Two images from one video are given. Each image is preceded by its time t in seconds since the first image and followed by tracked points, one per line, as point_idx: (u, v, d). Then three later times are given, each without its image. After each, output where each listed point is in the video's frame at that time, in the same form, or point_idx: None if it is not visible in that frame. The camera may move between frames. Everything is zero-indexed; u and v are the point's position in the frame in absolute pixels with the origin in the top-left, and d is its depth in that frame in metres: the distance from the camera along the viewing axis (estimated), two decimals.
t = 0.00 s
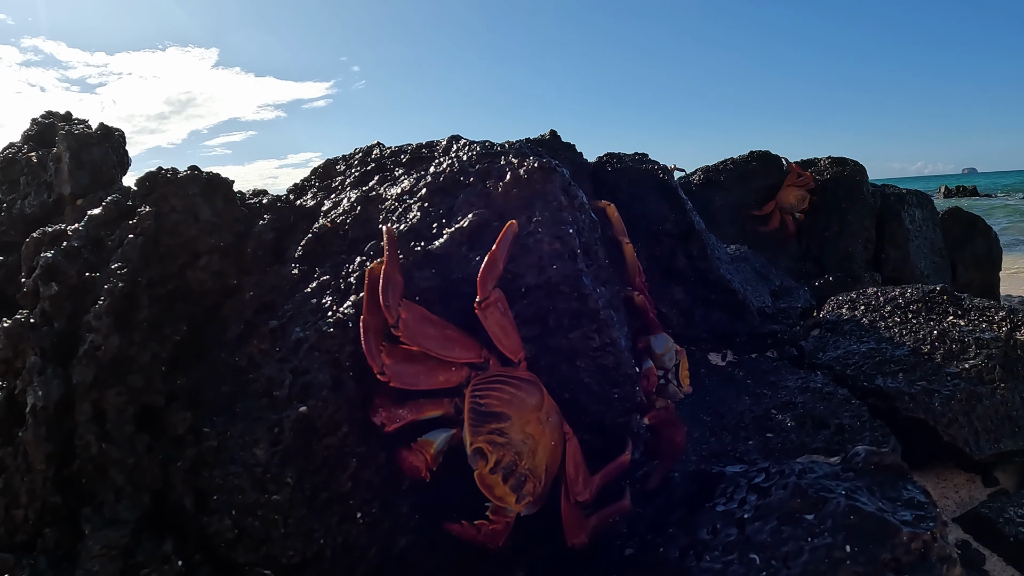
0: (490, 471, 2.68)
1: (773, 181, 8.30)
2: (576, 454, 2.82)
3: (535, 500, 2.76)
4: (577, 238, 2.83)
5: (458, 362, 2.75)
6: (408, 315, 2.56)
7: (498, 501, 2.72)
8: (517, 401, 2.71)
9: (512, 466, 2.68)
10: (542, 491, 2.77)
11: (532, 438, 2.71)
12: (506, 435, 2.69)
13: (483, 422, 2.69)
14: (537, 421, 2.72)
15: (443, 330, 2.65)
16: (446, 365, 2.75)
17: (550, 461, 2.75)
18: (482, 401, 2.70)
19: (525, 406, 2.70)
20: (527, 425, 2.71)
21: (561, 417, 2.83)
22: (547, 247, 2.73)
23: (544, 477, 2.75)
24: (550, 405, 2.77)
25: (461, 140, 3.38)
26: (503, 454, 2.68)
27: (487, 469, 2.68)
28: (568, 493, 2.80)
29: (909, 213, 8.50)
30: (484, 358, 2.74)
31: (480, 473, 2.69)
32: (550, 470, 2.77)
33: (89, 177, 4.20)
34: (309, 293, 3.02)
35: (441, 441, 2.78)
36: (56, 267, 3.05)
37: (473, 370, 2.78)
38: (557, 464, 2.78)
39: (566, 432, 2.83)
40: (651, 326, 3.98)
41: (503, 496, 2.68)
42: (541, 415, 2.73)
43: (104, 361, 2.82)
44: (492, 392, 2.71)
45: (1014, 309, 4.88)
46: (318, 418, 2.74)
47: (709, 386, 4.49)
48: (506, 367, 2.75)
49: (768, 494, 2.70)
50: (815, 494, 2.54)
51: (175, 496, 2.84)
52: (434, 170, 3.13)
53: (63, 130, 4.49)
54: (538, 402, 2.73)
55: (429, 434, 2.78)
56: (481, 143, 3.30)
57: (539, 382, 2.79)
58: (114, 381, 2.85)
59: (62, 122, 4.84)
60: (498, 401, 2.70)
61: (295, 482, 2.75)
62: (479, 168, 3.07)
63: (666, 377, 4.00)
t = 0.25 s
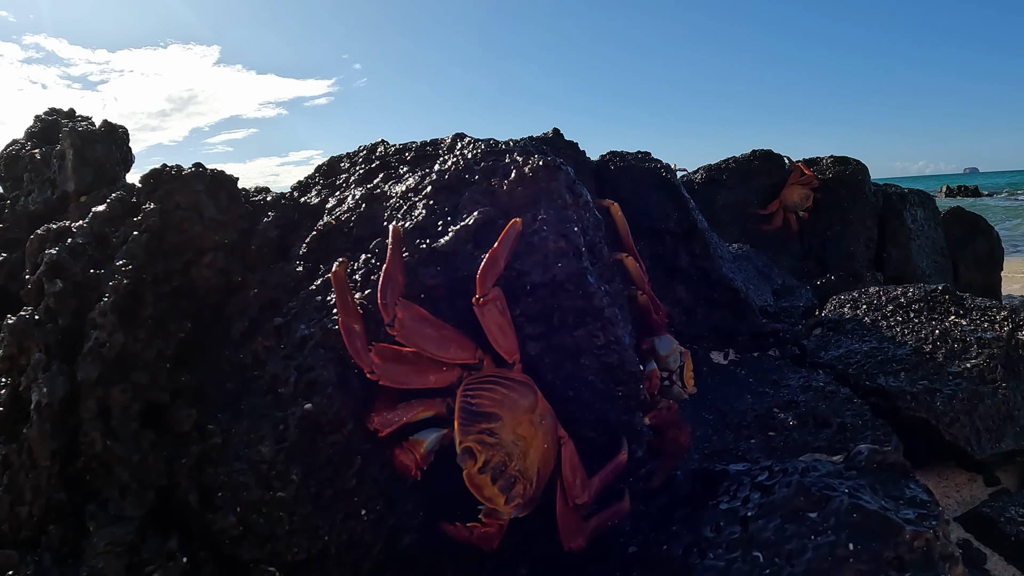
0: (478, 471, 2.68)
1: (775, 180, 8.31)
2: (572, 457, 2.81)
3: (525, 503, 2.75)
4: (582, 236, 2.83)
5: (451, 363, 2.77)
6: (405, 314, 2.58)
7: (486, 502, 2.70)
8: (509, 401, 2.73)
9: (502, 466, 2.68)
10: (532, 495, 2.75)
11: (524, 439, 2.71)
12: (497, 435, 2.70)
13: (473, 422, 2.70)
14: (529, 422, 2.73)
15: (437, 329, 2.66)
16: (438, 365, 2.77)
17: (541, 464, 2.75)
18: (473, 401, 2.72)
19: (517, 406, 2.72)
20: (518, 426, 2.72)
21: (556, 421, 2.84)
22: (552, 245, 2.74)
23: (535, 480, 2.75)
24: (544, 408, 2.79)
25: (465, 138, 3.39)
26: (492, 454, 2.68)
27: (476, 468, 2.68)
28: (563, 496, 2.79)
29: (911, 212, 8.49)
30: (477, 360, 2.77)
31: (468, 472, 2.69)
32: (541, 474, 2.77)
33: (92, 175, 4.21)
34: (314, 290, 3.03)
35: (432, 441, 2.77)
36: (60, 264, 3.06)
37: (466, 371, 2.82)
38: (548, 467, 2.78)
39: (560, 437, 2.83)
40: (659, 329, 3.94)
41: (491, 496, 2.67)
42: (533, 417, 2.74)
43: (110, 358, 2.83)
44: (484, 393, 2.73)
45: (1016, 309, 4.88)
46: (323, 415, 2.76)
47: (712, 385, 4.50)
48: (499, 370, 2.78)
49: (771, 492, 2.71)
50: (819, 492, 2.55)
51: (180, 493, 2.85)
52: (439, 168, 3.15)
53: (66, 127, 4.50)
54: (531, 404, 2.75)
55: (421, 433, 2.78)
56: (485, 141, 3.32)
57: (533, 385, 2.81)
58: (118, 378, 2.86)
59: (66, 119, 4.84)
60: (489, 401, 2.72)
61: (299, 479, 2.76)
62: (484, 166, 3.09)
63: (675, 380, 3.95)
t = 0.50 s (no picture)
0: (476, 472, 2.69)
1: (777, 180, 8.31)
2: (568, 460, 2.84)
3: (522, 505, 2.76)
4: (585, 234, 2.83)
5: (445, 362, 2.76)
6: (404, 314, 2.58)
7: (484, 504, 2.72)
8: (506, 403, 2.73)
9: (499, 468, 2.69)
10: (529, 496, 2.77)
11: (521, 442, 2.73)
12: (495, 437, 2.71)
13: (471, 423, 2.71)
14: (526, 425, 2.74)
15: (434, 328, 2.65)
16: (432, 364, 2.76)
17: (538, 466, 2.77)
18: (471, 402, 2.72)
19: (515, 408, 2.73)
20: (516, 428, 2.73)
21: (552, 423, 2.86)
22: (555, 243, 2.74)
23: (532, 482, 2.77)
24: (540, 410, 2.80)
25: (469, 136, 3.40)
26: (490, 456, 2.69)
27: (474, 470, 2.69)
28: (559, 499, 2.81)
29: (914, 213, 8.48)
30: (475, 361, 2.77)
31: (467, 474, 2.70)
32: (539, 475, 2.79)
33: (95, 171, 4.22)
34: (318, 287, 3.04)
35: (430, 441, 2.78)
36: (63, 261, 3.06)
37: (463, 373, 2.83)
38: (545, 469, 2.80)
39: (556, 439, 2.85)
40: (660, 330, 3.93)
41: (490, 497, 2.68)
42: (530, 419, 2.76)
43: (112, 355, 2.84)
44: (482, 394, 2.74)
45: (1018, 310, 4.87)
46: (326, 412, 2.78)
47: (713, 384, 4.49)
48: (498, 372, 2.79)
49: (773, 492, 2.71)
50: (821, 491, 2.55)
51: (182, 490, 2.86)
52: (443, 166, 3.15)
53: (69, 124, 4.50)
54: (528, 406, 2.76)
55: (418, 434, 2.79)
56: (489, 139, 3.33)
57: (530, 387, 2.82)
58: (121, 375, 2.86)
59: (69, 116, 4.85)
60: (487, 403, 2.72)
61: (302, 477, 2.76)
62: (487, 164, 3.09)
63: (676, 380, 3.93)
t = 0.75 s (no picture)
0: (484, 471, 2.70)
1: (779, 180, 8.32)
2: (572, 459, 2.87)
3: (529, 504, 2.78)
4: (592, 233, 2.84)
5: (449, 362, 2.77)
6: (410, 312, 2.59)
7: (491, 503, 2.73)
8: (512, 402, 2.75)
9: (506, 467, 2.70)
10: (536, 495, 2.79)
11: (526, 440, 2.75)
12: (501, 436, 2.73)
13: (478, 422, 2.73)
14: (532, 424, 2.76)
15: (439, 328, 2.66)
16: (437, 364, 2.76)
17: (544, 465, 2.79)
18: (477, 402, 2.74)
19: (520, 407, 2.75)
20: (521, 427, 2.75)
21: (556, 423, 2.88)
22: (562, 242, 2.75)
23: (538, 480, 2.78)
24: (545, 409, 2.83)
25: (474, 135, 3.41)
26: (497, 455, 2.70)
27: (481, 469, 2.70)
28: (563, 498, 2.84)
29: (916, 212, 8.48)
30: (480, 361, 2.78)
31: (474, 473, 2.71)
32: (545, 474, 2.80)
33: (100, 169, 4.23)
34: (324, 285, 3.06)
35: (435, 442, 2.80)
36: (69, 258, 3.07)
37: (467, 373, 2.83)
38: (551, 468, 2.82)
39: (560, 438, 2.88)
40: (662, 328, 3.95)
41: (499, 496, 2.70)
42: (535, 418, 2.78)
43: (119, 352, 2.85)
44: (488, 394, 2.75)
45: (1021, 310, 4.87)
46: (332, 410, 2.79)
47: (716, 383, 4.50)
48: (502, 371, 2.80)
49: (778, 490, 2.72)
50: (826, 490, 2.56)
51: (188, 487, 2.87)
52: (449, 165, 3.17)
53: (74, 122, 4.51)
54: (533, 405, 2.78)
55: (423, 435, 2.80)
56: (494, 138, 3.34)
57: (534, 386, 2.84)
58: (127, 372, 2.87)
59: (73, 113, 4.86)
60: (493, 402, 2.74)
61: (308, 474, 2.77)
62: (493, 163, 3.11)
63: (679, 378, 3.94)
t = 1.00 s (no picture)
0: (478, 476, 2.70)
1: (781, 180, 8.31)
2: (566, 459, 2.87)
3: (525, 505, 2.79)
4: (592, 233, 2.84)
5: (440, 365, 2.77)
6: (400, 313, 2.60)
7: (487, 506, 2.74)
8: (504, 405, 2.76)
9: (500, 470, 2.71)
10: (532, 496, 2.80)
11: (520, 442, 2.76)
12: (494, 440, 2.73)
13: (470, 427, 2.73)
14: (524, 426, 2.77)
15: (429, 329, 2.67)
16: (429, 367, 2.77)
17: (539, 466, 2.80)
18: (469, 406, 2.74)
19: (512, 410, 2.75)
20: (514, 429, 2.76)
21: (550, 423, 2.88)
22: (562, 241, 2.74)
23: (533, 482, 2.79)
24: (537, 410, 2.83)
25: (475, 134, 3.41)
26: (491, 458, 2.71)
27: (475, 473, 2.71)
28: (558, 498, 2.85)
29: (917, 213, 8.47)
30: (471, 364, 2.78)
31: (468, 477, 2.71)
32: (540, 475, 2.81)
33: (101, 168, 4.23)
34: (324, 284, 3.06)
35: (429, 448, 2.79)
36: (70, 257, 3.06)
37: (458, 376, 2.84)
38: (546, 469, 2.83)
39: (554, 438, 2.89)
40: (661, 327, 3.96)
41: (494, 499, 2.70)
42: (528, 419, 2.78)
43: (119, 351, 2.85)
44: (479, 398, 2.75)
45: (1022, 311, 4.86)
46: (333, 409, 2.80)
47: (717, 383, 4.50)
48: (493, 374, 2.80)
49: (778, 490, 2.72)
50: (825, 491, 2.55)
51: (188, 486, 2.87)
52: (449, 164, 3.17)
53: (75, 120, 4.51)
54: (525, 407, 2.79)
55: (416, 442, 2.79)
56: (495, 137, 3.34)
57: (526, 388, 2.85)
58: (127, 371, 2.87)
59: (74, 112, 4.86)
60: (485, 406, 2.74)
61: (308, 473, 2.78)
62: (494, 162, 3.11)
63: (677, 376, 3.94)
